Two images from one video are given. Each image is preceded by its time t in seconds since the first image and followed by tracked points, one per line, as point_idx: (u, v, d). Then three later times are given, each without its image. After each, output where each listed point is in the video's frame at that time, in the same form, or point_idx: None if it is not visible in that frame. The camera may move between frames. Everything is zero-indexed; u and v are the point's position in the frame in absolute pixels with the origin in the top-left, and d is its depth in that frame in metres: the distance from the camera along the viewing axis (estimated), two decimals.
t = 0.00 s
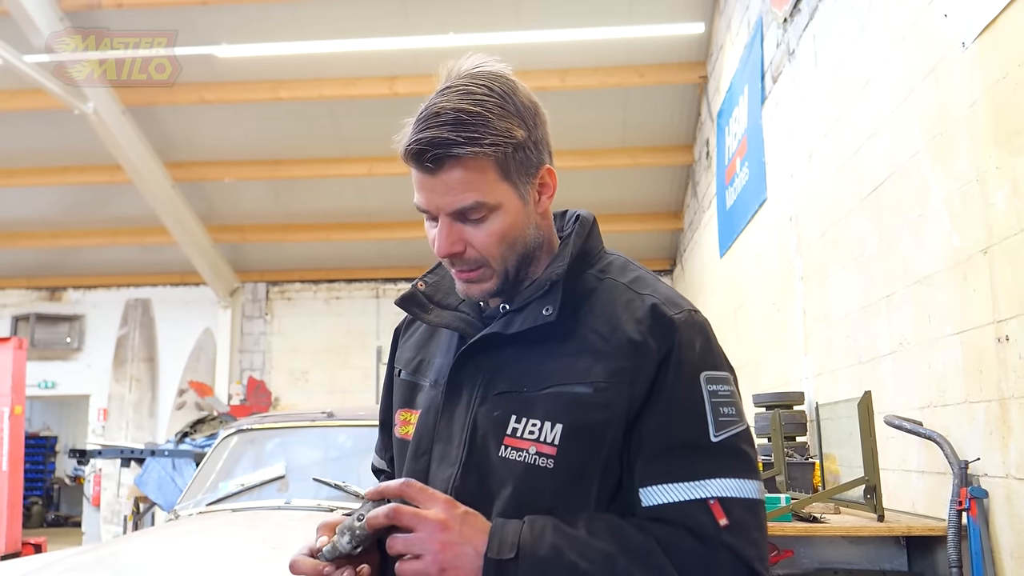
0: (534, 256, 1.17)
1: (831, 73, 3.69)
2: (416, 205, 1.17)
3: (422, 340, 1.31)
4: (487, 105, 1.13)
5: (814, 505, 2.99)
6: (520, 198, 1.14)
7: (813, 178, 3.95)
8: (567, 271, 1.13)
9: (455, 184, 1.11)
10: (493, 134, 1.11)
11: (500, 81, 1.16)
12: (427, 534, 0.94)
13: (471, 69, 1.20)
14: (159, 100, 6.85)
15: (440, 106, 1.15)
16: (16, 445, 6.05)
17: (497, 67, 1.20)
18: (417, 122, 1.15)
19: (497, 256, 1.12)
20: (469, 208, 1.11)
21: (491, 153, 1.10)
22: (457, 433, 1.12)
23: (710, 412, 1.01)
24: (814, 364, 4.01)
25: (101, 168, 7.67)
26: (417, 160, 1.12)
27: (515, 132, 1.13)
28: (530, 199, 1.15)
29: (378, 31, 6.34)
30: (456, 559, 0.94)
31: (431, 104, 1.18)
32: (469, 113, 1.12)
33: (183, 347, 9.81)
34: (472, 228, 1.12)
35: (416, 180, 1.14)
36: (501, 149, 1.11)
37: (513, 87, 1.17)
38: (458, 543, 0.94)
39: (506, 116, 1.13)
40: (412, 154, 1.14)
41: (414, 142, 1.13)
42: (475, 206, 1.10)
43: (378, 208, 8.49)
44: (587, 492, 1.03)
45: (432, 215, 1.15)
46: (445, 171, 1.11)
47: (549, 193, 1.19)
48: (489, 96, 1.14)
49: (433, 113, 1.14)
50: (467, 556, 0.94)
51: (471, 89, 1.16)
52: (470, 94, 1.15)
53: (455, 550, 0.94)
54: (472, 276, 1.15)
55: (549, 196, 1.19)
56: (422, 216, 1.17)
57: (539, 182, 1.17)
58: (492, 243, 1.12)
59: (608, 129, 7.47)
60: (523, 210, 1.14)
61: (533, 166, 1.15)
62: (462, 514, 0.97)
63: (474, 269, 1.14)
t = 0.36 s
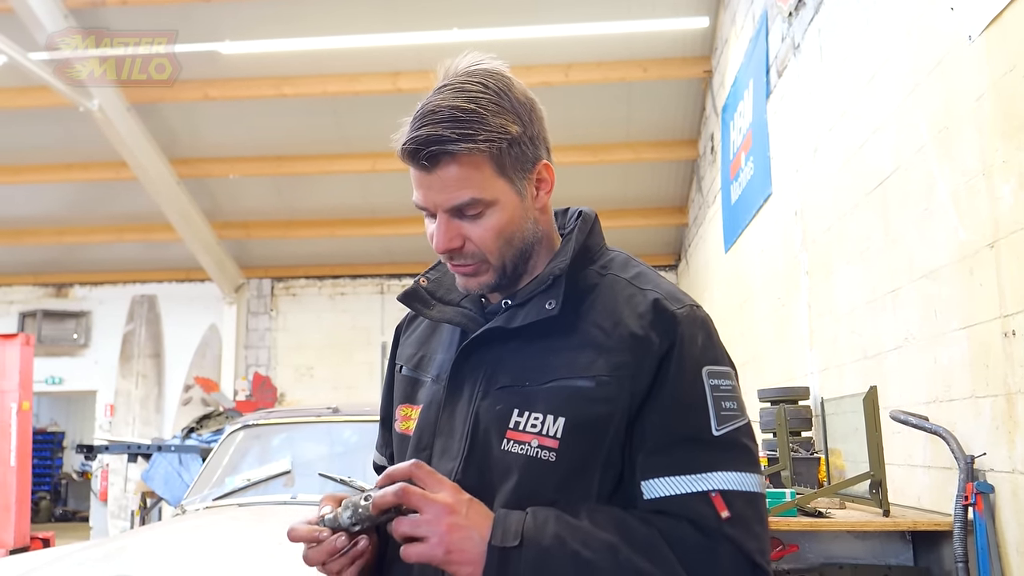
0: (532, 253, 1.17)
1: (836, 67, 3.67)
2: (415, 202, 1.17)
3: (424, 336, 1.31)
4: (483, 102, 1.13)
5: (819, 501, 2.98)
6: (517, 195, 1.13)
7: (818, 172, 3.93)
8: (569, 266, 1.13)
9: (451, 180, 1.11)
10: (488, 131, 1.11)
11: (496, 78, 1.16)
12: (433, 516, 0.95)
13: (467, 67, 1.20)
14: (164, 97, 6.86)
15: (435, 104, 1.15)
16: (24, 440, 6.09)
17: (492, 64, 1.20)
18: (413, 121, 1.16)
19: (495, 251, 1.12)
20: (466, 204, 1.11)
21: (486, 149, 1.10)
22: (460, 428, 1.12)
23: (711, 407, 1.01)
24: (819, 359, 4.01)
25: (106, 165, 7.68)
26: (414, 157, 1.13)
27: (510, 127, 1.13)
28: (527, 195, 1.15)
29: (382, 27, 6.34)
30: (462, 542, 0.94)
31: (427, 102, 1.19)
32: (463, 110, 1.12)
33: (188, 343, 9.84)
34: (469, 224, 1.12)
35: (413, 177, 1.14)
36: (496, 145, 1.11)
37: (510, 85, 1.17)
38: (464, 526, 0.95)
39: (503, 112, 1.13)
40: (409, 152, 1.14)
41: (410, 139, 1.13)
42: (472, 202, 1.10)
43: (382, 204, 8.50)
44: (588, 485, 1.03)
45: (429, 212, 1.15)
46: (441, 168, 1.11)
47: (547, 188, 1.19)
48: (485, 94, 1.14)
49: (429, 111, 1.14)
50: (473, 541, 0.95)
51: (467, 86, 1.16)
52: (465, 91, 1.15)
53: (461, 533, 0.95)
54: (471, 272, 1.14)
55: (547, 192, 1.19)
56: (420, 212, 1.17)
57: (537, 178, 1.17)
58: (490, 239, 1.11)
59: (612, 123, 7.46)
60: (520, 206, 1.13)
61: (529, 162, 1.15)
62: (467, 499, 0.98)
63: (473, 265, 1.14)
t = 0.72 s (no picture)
0: (534, 242, 1.16)
1: (848, 57, 3.64)
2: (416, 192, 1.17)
3: (429, 329, 1.31)
4: (484, 92, 1.13)
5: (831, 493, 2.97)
6: (519, 184, 1.12)
7: (830, 164, 3.90)
8: (575, 256, 1.12)
9: (452, 169, 1.10)
10: (489, 120, 1.10)
11: (498, 68, 1.16)
12: (449, 475, 0.97)
13: (470, 57, 1.19)
14: (174, 90, 6.87)
15: (437, 94, 1.15)
16: (38, 432, 6.14)
17: (496, 55, 1.19)
18: (414, 110, 1.15)
19: (496, 241, 1.12)
20: (466, 194, 1.10)
21: (487, 138, 1.10)
22: (465, 418, 1.12)
23: (717, 394, 1.01)
24: (831, 351, 3.99)
25: (117, 158, 7.71)
26: (415, 146, 1.12)
27: (511, 117, 1.12)
28: (529, 184, 1.14)
29: (392, 19, 6.31)
30: (474, 501, 0.95)
31: (430, 92, 1.18)
32: (465, 99, 1.12)
33: (199, 335, 9.89)
34: (470, 214, 1.11)
35: (414, 167, 1.14)
36: (496, 134, 1.10)
37: (512, 74, 1.16)
38: (478, 489, 0.97)
39: (504, 102, 1.13)
40: (410, 142, 1.13)
41: (411, 128, 1.12)
42: (472, 191, 1.10)
43: (392, 196, 8.50)
44: (593, 474, 1.03)
45: (430, 201, 1.14)
46: (441, 157, 1.11)
47: (550, 178, 1.18)
48: (487, 84, 1.13)
49: (431, 101, 1.14)
50: (486, 504, 0.96)
51: (469, 76, 1.15)
52: (466, 81, 1.14)
53: (474, 494, 0.96)
54: (473, 262, 1.14)
55: (550, 182, 1.18)
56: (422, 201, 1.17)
57: (539, 168, 1.16)
58: (491, 229, 1.11)
59: (621, 115, 7.43)
60: (521, 195, 1.13)
61: (531, 152, 1.14)
62: (482, 472, 1.00)
63: (474, 255, 1.13)
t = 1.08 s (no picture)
0: (538, 234, 1.15)
1: (866, 47, 3.59)
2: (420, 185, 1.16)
3: (438, 324, 1.30)
4: (486, 84, 1.12)
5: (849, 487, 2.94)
6: (522, 175, 1.11)
7: (847, 156, 3.86)
8: (581, 246, 1.11)
9: (454, 161, 1.09)
10: (489, 112, 1.09)
11: (500, 60, 1.15)
12: (464, 459, 0.96)
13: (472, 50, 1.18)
14: (191, 85, 6.90)
15: (438, 87, 1.14)
16: (58, 425, 6.20)
17: (497, 47, 1.18)
18: (416, 103, 1.14)
19: (500, 234, 1.11)
20: (469, 186, 1.09)
21: (488, 129, 1.09)
22: (473, 411, 1.11)
23: (725, 384, 1.00)
24: (849, 344, 3.95)
25: (134, 153, 7.77)
26: (417, 140, 1.12)
27: (513, 108, 1.11)
28: (532, 176, 1.13)
29: (407, 13, 6.29)
30: (487, 489, 0.94)
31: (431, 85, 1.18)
32: (466, 91, 1.11)
33: (217, 329, 9.95)
34: (473, 207, 1.10)
35: (417, 160, 1.13)
36: (497, 125, 1.09)
37: (514, 67, 1.15)
38: (491, 477, 0.96)
39: (505, 93, 1.12)
40: (412, 135, 1.13)
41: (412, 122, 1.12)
42: (474, 183, 1.09)
43: (407, 190, 8.50)
44: (602, 467, 1.02)
45: (434, 194, 1.13)
46: (443, 150, 1.10)
47: (553, 169, 1.16)
48: (489, 75, 1.12)
49: (433, 93, 1.13)
50: (498, 493, 0.95)
51: (470, 69, 1.14)
52: (468, 73, 1.13)
53: (487, 482, 0.95)
54: (477, 255, 1.13)
55: (553, 173, 1.16)
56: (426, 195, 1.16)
57: (542, 159, 1.15)
58: (494, 222, 1.10)
59: (637, 107, 7.38)
60: (524, 187, 1.11)
61: (534, 143, 1.13)
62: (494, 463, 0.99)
63: (478, 249, 1.13)
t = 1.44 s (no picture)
0: (539, 224, 1.14)
1: (883, 40, 3.54)
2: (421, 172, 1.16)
3: (443, 319, 1.30)
4: (487, 71, 1.11)
5: (864, 483, 2.91)
6: (522, 163, 1.11)
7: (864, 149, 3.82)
8: (584, 239, 1.10)
9: (453, 146, 1.09)
10: (489, 97, 1.09)
11: (502, 49, 1.14)
12: (465, 455, 0.96)
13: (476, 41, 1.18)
14: (206, 81, 6.93)
15: (440, 74, 1.14)
16: (76, 419, 6.27)
17: (500, 38, 1.18)
18: (418, 90, 1.14)
19: (499, 221, 1.10)
20: (468, 171, 1.09)
21: (488, 114, 1.08)
22: (477, 406, 1.11)
23: (729, 375, 0.99)
24: (865, 339, 3.92)
25: (151, 149, 7.83)
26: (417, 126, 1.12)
27: (513, 94, 1.11)
28: (533, 164, 1.12)
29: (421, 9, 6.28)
30: (488, 485, 0.94)
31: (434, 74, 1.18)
32: (467, 77, 1.11)
33: (233, 324, 10.03)
34: (472, 193, 1.10)
35: (418, 147, 1.13)
36: (497, 110, 1.09)
37: (516, 56, 1.15)
38: (492, 473, 0.96)
39: (506, 81, 1.11)
40: (413, 121, 1.13)
41: (413, 107, 1.12)
42: (473, 168, 1.08)
43: (421, 185, 8.51)
44: (605, 460, 1.01)
45: (433, 181, 1.13)
46: (443, 135, 1.10)
47: (555, 159, 1.16)
48: (490, 63, 1.12)
49: (435, 79, 1.13)
50: (500, 490, 0.95)
51: (472, 57, 1.14)
52: (470, 61, 1.13)
53: (489, 477, 0.95)
54: (476, 243, 1.13)
55: (554, 163, 1.16)
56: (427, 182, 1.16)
57: (543, 148, 1.14)
58: (494, 208, 1.09)
59: (651, 102, 7.35)
60: (524, 174, 1.11)
61: (534, 131, 1.12)
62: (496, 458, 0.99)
63: (477, 236, 1.12)
